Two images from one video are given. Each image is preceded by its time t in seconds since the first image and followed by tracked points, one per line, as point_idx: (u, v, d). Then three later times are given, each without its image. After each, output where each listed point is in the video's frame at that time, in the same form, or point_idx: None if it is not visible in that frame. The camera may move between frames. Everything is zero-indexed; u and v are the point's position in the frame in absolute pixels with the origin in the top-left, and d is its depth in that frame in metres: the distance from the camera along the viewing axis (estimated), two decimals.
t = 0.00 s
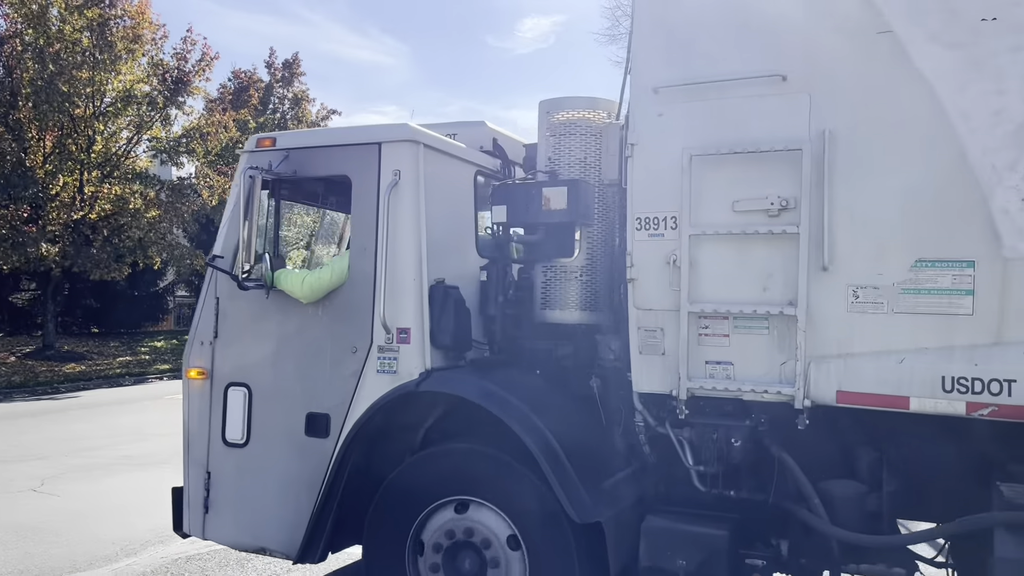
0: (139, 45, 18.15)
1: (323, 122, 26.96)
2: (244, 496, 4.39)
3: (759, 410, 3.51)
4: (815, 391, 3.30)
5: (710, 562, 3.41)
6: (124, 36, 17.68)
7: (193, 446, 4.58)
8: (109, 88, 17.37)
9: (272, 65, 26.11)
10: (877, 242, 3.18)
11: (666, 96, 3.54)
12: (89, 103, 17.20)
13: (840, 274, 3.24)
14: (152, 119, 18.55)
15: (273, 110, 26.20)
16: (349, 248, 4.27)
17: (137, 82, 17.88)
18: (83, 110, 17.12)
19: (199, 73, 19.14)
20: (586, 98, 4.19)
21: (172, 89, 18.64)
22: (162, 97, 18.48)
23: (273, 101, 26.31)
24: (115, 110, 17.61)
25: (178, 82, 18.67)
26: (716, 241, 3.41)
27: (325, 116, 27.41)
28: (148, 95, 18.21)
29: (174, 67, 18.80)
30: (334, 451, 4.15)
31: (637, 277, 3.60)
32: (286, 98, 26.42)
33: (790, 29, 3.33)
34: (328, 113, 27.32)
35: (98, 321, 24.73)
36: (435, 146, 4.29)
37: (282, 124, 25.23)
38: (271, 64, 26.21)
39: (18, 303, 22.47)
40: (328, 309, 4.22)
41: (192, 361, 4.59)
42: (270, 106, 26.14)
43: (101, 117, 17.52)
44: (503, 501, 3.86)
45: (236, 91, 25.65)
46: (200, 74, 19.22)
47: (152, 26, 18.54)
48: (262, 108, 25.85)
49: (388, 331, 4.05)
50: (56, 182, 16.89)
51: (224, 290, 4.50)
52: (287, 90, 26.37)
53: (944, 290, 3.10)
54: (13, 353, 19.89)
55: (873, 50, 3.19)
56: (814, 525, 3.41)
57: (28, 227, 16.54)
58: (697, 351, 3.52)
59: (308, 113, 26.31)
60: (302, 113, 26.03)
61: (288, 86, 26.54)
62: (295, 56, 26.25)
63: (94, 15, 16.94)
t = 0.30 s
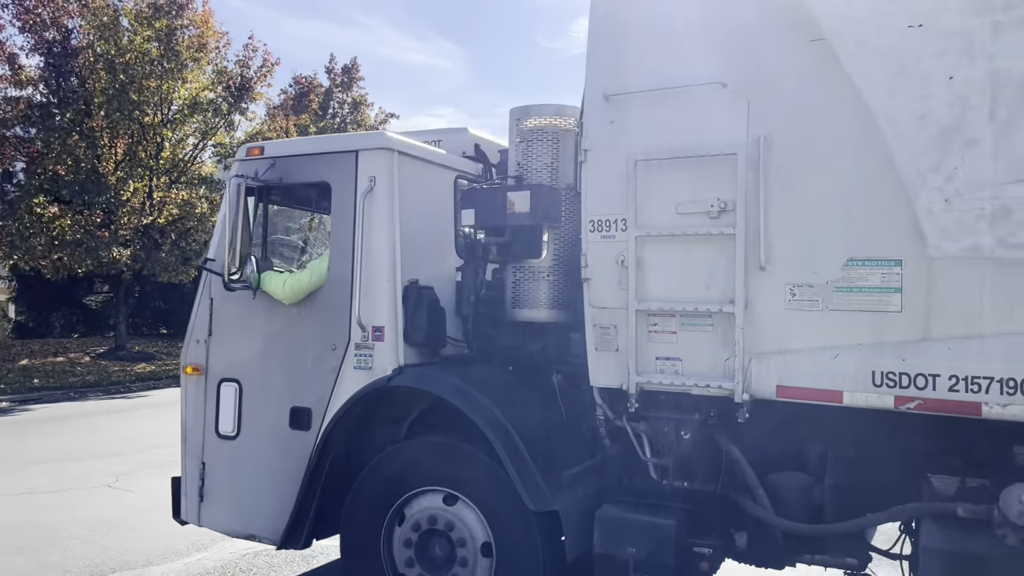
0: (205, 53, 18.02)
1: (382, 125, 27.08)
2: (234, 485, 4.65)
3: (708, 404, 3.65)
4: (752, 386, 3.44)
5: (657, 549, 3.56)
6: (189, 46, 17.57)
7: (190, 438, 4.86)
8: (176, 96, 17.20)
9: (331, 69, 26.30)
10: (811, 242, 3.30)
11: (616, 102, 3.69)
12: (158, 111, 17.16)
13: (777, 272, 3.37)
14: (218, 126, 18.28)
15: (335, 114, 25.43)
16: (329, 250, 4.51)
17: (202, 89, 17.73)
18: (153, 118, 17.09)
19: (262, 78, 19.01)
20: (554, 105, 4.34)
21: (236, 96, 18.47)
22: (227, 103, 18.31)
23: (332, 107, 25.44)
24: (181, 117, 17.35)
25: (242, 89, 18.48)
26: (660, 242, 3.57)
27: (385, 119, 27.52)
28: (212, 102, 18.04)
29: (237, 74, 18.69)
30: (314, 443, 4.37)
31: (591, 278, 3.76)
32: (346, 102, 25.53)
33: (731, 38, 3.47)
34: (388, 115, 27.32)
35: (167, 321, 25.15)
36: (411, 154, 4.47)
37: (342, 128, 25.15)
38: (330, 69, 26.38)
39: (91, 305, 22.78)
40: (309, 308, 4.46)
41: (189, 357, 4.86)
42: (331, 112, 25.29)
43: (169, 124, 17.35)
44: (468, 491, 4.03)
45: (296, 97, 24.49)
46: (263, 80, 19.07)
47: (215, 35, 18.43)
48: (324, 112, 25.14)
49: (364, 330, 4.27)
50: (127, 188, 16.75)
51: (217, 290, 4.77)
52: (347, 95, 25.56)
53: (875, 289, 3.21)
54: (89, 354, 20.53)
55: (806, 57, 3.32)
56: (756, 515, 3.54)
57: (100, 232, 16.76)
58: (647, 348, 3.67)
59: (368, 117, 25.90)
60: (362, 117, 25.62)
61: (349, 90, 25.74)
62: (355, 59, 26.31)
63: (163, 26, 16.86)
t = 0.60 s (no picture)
0: (273, 63, 18.09)
1: (445, 129, 27.60)
2: (229, 477, 4.96)
3: (654, 400, 3.86)
4: (688, 379, 3.64)
5: (606, 536, 3.77)
6: (258, 55, 17.61)
7: (189, 432, 5.19)
8: (246, 104, 17.55)
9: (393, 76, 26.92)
10: (742, 246, 3.49)
11: (567, 115, 3.92)
12: (229, 119, 17.50)
13: (711, 275, 3.57)
14: (287, 133, 18.40)
15: (398, 119, 26.22)
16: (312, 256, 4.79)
17: (271, 97, 17.90)
18: (224, 126, 17.43)
19: (328, 85, 19.14)
20: (523, 116, 4.62)
21: (304, 103, 18.60)
22: (295, 110, 18.42)
23: (397, 111, 26.35)
24: (252, 124, 17.79)
25: (309, 95, 18.58)
26: (606, 246, 3.80)
27: (447, 122, 28.06)
28: (282, 109, 18.20)
29: (305, 83, 18.82)
30: (298, 437, 4.66)
31: (546, 280, 3.99)
32: (410, 107, 26.41)
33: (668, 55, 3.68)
34: (451, 119, 27.80)
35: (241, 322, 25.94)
36: (388, 164, 4.75)
37: (406, 131, 25.80)
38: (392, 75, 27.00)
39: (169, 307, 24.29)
40: (295, 310, 4.75)
41: (190, 355, 5.20)
42: (394, 116, 26.16)
43: (240, 131, 17.82)
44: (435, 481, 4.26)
45: (362, 103, 25.19)
46: (330, 86, 19.19)
47: (284, 44, 18.36)
48: (388, 117, 25.99)
49: (342, 330, 4.54)
50: (202, 195, 17.47)
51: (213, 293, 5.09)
52: (411, 100, 26.40)
53: (801, 289, 3.38)
54: (167, 354, 21.46)
55: (736, 70, 3.50)
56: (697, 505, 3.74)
57: (176, 236, 17.79)
58: (597, 346, 3.89)
59: (430, 121, 26.63)
60: (426, 121, 26.34)
61: (411, 96, 26.50)
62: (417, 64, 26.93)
63: (234, 37, 17.10)
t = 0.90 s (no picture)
0: (346, 71, 18.12)
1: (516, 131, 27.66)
2: (220, 471, 5.33)
3: (596, 398, 4.13)
4: (623, 379, 3.91)
5: (550, 526, 4.03)
6: (334, 65, 17.77)
7: (186, 431, 5.58)
8: (320, 112, 17.41)
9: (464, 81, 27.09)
10: (668, 254, 3.75)
11: (516, 134, 4.22)
12: (303, 126, 17.41)
13: (641, 282, 3.83)
14: (361, 140, 18.14)
15: (469, 124, 26.48)
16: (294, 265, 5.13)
17: (345, 105, 17.76)
18: (300, 134, 17.30)
19: (401, 93, 18.91)
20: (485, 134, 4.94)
21: (376, 110, 18.40)
22: (368, 118, 18.24)
23: (467, 116, 26.60)
24: (326, 131, 17.54)
25: (382, 103, 18.39)
26: (549, 257, 4.09)
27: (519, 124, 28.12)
28: (356, 116, 18.04)
29: (378, 90, 18.68)
30: (280, 434, 5.00)
31: (499, 287, 4.29)
32: (480, 111, 26.59)
33: (603, 79, 3.96)
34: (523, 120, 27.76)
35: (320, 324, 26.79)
36: (364, 179, 5.07)
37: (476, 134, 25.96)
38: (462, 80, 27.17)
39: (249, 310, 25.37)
40: (278, 315, 5.11)
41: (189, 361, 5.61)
42: (465, 120, 26.42)
43: (315, 139, 17.54)
44: (402, 474, 4.56)
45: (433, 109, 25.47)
46: (402, 94, 18.96)
47: (356, 52, 18.52)
48: (459, 121, 26.27)
49: (319, 334, 4.88)
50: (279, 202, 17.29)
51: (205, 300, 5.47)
52: (481, 104, 26.57)
53: (720, 295, 3.62)
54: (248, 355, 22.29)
55: (660, 92, 3.77)
56: (634, 498, 3.98)
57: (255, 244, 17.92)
58: (545, 348, 4.18)
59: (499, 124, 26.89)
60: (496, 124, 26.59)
61: (482, 100, 26.68)
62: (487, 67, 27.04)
63: (309, 45, 17.43)
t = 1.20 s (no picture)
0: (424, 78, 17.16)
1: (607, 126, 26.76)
2: (210, 466, 5.73)
3: (537, 397, 4.47)
4: (558, 380, 4.26)
5: (493, 515, 4.36)
6: (412, 73, 16.85)
7: (180, 429, 5.98)
8: (398, 119, 16.61)
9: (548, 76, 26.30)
10: (594, 264, 4.08)
11: (465, 154, 4.57)
12: (382, 134, 16.70)
13: (572, 290, 4.17)
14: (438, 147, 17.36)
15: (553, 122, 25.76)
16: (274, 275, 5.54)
17: (422, 112, 16.89)
18: (377, 142, 16.64)
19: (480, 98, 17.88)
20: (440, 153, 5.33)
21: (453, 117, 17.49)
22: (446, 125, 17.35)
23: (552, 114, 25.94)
24: (404, 139, 16.83)
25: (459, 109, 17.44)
26: (494, 268, 4.44)
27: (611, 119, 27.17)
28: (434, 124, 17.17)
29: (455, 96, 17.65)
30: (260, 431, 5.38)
31: (452, 296, 4.64)
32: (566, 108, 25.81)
33: (538, 103, 4.31)
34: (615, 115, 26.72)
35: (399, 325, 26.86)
36: (338, 195, 5.45)
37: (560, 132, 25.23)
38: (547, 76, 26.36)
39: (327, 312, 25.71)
40: (260, 322, 5.51)
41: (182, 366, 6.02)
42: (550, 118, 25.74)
43: (393, 146, 16.84)
44: (367, 468, 4.89)
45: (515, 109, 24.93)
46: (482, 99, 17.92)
47: (432, 57, 17.49)
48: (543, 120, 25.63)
49: (295, 339, 5.28)
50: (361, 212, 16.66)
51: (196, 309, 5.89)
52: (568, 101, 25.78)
53: (638, 303, 3.95)
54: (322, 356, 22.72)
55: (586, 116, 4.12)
56: (572, 490, 4.32)
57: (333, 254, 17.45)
58: (491, 351, 4.52)
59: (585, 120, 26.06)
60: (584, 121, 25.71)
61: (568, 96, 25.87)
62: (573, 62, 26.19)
63: (386, 54, 16.50)
